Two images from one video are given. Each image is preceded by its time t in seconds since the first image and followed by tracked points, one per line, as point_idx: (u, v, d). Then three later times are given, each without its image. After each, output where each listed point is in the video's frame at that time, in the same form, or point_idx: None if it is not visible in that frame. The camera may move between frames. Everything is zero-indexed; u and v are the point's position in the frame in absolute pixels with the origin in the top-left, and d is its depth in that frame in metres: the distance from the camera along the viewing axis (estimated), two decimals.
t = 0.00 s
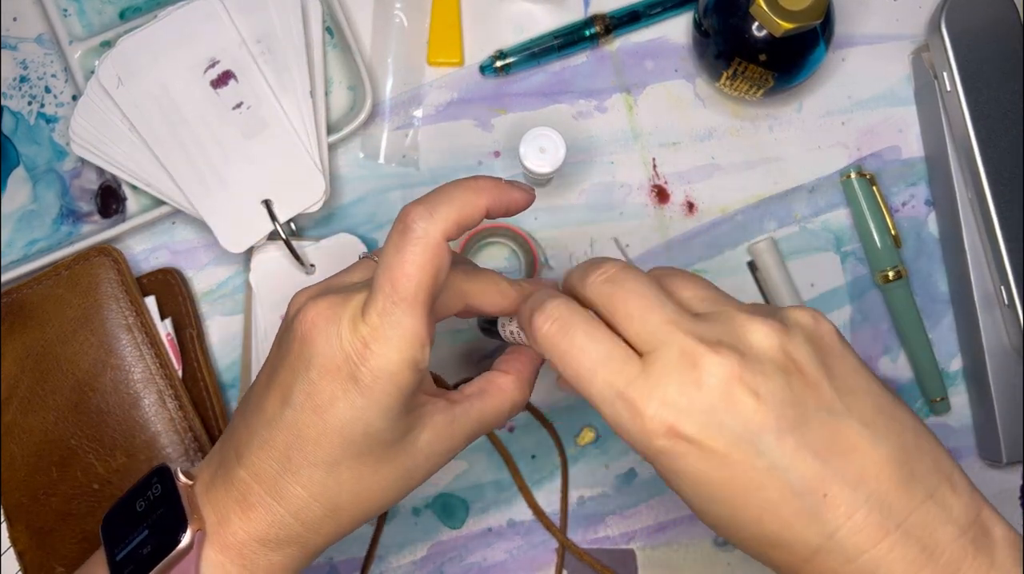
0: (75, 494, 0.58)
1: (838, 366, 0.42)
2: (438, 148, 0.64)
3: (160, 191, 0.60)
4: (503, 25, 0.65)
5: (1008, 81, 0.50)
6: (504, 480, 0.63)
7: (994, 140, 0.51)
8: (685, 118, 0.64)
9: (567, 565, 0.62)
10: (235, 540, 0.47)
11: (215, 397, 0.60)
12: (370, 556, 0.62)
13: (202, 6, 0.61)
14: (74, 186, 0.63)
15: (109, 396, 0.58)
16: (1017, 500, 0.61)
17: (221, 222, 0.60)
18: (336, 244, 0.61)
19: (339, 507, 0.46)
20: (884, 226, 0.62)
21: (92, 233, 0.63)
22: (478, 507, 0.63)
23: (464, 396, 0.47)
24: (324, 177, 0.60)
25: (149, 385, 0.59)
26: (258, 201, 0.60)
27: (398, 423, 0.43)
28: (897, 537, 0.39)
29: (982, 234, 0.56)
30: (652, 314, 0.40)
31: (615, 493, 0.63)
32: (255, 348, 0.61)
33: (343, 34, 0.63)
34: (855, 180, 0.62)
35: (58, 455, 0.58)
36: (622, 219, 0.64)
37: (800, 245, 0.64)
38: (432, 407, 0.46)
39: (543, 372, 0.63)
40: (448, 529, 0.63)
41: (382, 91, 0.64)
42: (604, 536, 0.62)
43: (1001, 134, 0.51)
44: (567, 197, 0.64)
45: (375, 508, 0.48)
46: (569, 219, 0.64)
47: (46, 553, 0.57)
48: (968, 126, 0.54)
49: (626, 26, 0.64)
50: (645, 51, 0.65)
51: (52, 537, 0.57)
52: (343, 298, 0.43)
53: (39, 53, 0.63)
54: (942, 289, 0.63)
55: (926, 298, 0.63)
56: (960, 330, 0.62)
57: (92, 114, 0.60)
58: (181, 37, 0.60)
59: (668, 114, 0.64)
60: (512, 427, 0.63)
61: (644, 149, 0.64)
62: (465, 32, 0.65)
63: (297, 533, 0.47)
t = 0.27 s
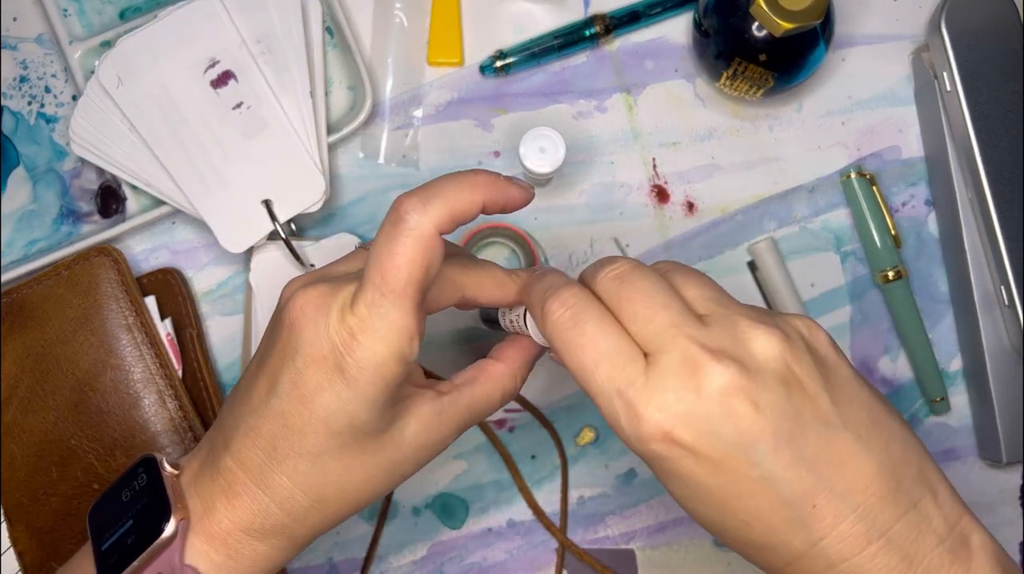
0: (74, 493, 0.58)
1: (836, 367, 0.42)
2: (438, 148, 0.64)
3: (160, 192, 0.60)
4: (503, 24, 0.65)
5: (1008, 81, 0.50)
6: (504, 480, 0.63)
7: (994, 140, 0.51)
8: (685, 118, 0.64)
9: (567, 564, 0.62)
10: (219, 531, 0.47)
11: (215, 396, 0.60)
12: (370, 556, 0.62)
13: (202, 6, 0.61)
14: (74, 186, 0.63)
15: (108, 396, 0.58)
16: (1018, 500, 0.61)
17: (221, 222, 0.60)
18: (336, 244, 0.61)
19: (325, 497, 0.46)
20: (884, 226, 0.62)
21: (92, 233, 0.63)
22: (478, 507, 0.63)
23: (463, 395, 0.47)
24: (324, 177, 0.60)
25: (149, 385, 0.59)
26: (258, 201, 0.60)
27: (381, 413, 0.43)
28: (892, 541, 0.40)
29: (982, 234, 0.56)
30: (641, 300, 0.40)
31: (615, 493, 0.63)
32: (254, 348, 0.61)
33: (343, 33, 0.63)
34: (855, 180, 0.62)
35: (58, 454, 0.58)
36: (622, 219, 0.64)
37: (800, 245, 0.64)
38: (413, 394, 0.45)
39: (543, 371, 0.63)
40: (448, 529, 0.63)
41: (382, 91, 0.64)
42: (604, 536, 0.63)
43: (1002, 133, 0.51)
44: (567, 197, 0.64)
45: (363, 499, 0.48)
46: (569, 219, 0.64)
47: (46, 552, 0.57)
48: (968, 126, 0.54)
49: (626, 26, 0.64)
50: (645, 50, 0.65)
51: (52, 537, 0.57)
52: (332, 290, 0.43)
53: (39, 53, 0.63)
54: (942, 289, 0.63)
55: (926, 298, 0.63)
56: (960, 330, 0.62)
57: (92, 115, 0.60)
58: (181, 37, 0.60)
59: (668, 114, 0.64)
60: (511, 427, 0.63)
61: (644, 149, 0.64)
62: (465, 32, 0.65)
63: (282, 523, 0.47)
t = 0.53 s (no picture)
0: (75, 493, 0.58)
1: (847, 370, 0.44)
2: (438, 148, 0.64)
3: (160, 191, 0.60)
4: (503, 25, 0.65)
5: (1008, 81, 0.50)
6: (504, 480, 0.63)
7: (994, 140, 0.51)
8: (685, 118, 0.64)
9: (567, 564, 0.62)
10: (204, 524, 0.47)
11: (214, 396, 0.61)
12: (370, 557, 0.62)
13: (202, 6, 0.61)
14: (74, 186, 0.63)
15: (108, 396, 0.58)
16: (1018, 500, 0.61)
17: (221, 221, 0.60)
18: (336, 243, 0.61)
19: (308, 484, 0.46)
20: (884, 225, 0.62)
21: (92, 233, 0.63)
22: (478, 507, 0.63)
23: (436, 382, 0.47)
24: (324, 177, 0.60)
25: (149, 385, 0.59)
26: (258, 201, 0.60)
27: (366, 398, 0.44)
28: (870, 525, 0.43)
29: (982, 234, 0.56)
30: (688, 279, 0.40)
31: (615, 493, 0.63)
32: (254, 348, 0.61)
33: (343, 33, 0.63)
34: (854, 180, 0.62)
35: (58, 454, 0.58)
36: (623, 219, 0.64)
37: (800, 245, 0.64)
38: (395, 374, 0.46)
39: (543, 371, 0.63)
40: (448, 529, 0.63)
41: (382, 91, 0.64)
42: (604, 536, 0.62)
43: (1001, 133, 0.51)
44: (567, 197, 0.64)
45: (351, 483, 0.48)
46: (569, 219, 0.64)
47: (45, 553, 0.57)
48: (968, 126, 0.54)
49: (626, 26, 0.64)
50: (645, 50, 0.65)
51: (52, 537, 0.57)
52: (312, 270, 0.43)
53: (39, 53, 0.63)
54: (942, 289, 0.63)
55: (926, 298, 0.63)
56: (960, 330, 0.62)
57: (91, 115, 0.60)
58: (181, 37, 0.60)
59: (668, 114, 0.64)
60: (512, 427, 0.63)
61: (644, 149, 0.64)
62: (465, 32, 0.65)
63: (268, 513, 0.47)
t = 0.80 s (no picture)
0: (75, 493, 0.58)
1: (815, 335, 0.43)
2: (438, 148, 0.64)
3: (160, 192, 0.60)
4: (503, 24, 0.65)
5: (1009, 81, 0.50)
6: (504, 480, 0.63)
7: (994, 141, 0.51)
8: (685, 118, 0.64)
9: (567, 564, 0.62)
10: None
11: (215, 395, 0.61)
12: (370, 556, 0.62)
13: (202, 6, 0.61)
14: (74, 186, 0.63)
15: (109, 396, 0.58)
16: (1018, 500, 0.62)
17: (221, 221, 0.60)
18: (336, 245, 0.62)
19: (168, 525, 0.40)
20: (884, 225, 0.62)
21: (91, 233, 0.63)
22: (478, 507, 0.62)
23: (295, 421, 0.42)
24: (324, 177, 0.60)
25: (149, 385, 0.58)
26: (258, 201, 0.60)
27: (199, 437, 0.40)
28: (836, 486, 0.42)
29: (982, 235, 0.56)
30: (655, 236, 0.41)
31: (615, 493, 0.63)
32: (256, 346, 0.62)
33: (343, 33, 0.63)
34: (855, 180, 0.62)
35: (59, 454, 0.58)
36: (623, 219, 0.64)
37: (800, 245, 0.64)
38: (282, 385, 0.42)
39: (543, 371, 0.63)
40: (448, 530, 0.63)
41: (382, 91, 0.64)
42: (604, 536, 0.63)
43: (1001, 134, 0.51)
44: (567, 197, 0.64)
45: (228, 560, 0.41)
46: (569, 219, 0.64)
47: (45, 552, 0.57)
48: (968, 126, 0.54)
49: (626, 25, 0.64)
50: (645, 50, 0.65)
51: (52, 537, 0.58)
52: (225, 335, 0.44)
53: (39, 53, 0.63)
54: (943, 289, 0.63)
55: (927, 298, 0.63)
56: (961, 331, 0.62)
57: (92, 115, 0.60)
58: (181, 37, 0.60)
59: (668, 114, 0.64)
60: (512, 427, 0.63)
61: (644, 149, 0.64)
62: (465, 32, 0.65)
63: None
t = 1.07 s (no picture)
0: (75, 493, 0.58)
1: None
2: (438, 148, 0.64)
3: (161, 191, 0.60)
4: (503, 25, 0.65)
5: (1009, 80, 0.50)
6: (504, 480, 0.63)
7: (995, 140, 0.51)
8: (684, 118, 0.64)
9: (567, 564, 0.62)
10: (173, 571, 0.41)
11: (215, 395, 0.61)
12: (370, 557, 0.62)
13: (201, 6, 0.61)
14: (74, 186, 0.63)
15: (109, 396, 0.58)
16: (1016, 500, 0.62)
17: (222, 221, 0.60)
18: (337, 244, 0.62)
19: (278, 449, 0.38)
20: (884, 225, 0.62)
21: (92, 233, 0.63)
22: (478, 507, 0.63)
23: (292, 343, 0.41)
24: (324, 176, 0.60)
25: (149, 385, 0.58)
26: (258, 201, 0.60)
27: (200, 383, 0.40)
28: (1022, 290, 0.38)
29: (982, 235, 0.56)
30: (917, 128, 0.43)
31: (615, 493, 0.63)
32: (256, 346, 0.62)
33: (343, 33, 0.63)
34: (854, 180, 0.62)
35: (59, 454, 0.58)
36: (624, 219, 0.64)
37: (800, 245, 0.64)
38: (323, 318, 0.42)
39: (543, 372, 0.63)
40: (448, 529, 0.63)
41: (382, 92, 0.64)
42: (604, 536, 0.63)
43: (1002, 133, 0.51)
44: (567, 197, 0.64)
45: None
46: (569, 219, 0.64)
47: (46, 552, 0.57)
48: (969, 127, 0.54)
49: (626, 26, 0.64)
50: (645, 50, 0.65)
51: (53, 536, 0.58)
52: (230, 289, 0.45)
53: (40, 54, 0.63)
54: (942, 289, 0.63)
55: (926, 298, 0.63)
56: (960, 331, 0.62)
57: (92, 115, 0.60)
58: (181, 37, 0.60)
59: (668, 114, 0.65)
60: (512, 427, 0.63)
61: (644, 149, 0.64)
62: (464, 32, 0.65)
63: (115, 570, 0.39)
